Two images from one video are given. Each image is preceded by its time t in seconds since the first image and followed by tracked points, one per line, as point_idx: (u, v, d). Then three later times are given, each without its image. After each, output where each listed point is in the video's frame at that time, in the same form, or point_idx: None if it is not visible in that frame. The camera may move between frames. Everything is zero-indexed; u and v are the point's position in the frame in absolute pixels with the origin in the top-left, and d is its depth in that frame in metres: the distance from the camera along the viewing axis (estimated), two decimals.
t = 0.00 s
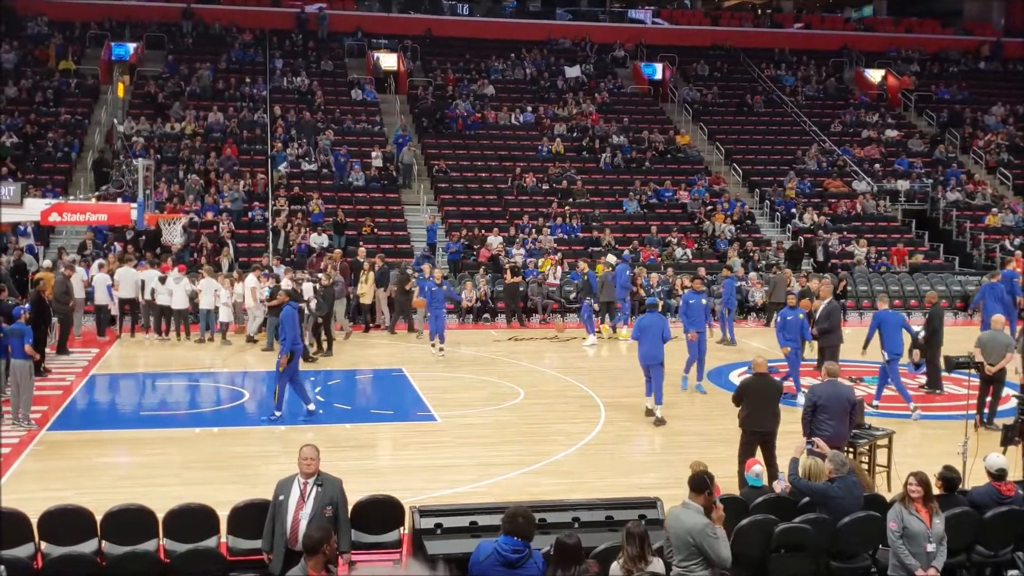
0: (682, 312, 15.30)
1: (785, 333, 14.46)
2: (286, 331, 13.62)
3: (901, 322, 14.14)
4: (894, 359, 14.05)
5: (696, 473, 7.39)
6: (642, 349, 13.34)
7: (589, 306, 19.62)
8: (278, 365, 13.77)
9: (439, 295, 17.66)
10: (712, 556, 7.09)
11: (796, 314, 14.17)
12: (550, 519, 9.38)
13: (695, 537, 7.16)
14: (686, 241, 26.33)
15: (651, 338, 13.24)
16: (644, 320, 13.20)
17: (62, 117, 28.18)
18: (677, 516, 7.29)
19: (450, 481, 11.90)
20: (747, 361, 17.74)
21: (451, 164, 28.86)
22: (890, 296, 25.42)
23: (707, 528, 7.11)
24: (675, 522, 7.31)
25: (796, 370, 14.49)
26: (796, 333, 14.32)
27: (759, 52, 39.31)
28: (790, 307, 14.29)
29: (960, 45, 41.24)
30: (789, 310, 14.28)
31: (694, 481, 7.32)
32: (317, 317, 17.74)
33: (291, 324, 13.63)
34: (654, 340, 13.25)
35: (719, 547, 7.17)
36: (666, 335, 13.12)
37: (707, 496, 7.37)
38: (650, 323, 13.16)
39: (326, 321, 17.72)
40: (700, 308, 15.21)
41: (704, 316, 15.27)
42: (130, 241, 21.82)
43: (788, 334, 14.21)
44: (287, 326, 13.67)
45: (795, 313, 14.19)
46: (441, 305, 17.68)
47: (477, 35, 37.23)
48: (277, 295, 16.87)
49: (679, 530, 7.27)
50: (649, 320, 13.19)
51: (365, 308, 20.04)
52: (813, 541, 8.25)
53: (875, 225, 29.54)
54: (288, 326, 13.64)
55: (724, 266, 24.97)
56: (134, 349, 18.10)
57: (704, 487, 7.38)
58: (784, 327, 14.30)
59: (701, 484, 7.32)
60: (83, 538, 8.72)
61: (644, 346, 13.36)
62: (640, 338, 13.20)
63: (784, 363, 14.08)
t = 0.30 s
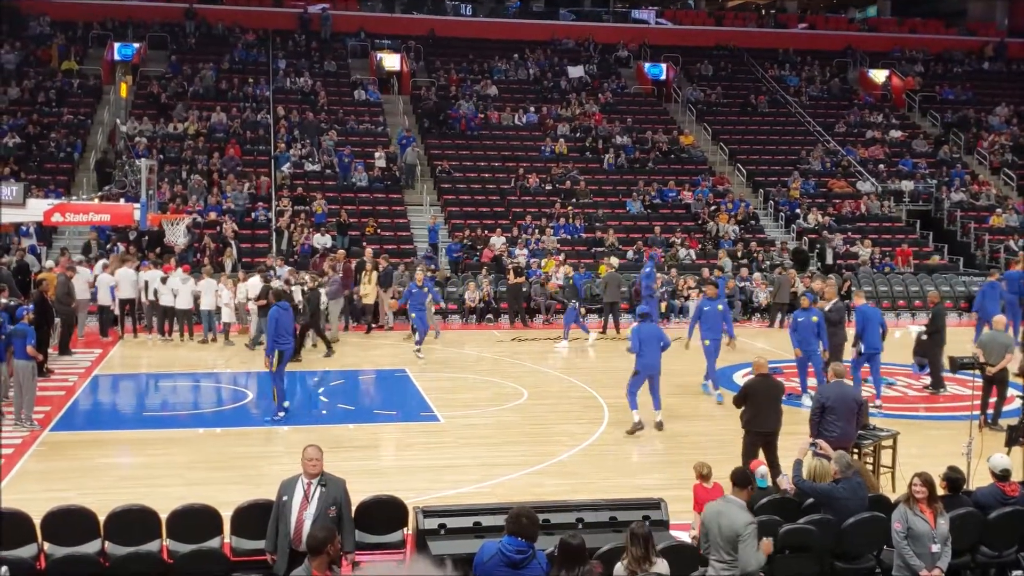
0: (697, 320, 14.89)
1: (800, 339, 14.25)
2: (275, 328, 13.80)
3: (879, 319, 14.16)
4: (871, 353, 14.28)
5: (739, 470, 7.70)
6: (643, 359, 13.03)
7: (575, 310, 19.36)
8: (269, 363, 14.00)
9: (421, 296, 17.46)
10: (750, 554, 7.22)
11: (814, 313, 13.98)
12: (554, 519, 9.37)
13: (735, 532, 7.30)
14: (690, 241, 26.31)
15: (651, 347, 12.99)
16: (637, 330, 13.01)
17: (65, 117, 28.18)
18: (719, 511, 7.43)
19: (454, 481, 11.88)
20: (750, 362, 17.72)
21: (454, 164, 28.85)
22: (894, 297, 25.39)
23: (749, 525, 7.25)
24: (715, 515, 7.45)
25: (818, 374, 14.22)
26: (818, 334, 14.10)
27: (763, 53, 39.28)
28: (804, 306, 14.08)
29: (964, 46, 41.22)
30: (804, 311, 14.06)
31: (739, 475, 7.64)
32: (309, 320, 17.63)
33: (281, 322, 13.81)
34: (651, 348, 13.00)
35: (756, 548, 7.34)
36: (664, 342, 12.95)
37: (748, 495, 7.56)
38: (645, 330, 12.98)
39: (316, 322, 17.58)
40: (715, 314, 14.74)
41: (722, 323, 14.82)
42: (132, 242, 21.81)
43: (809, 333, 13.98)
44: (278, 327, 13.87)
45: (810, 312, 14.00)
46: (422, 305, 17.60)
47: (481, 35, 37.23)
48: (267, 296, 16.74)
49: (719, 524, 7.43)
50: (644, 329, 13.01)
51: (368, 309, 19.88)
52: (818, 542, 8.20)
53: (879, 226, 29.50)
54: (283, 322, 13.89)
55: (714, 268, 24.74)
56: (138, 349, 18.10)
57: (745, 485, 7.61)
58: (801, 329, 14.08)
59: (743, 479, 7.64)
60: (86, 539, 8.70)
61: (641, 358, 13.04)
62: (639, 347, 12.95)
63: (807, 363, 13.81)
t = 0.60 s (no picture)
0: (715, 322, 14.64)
1: (819, 344, 14.15)
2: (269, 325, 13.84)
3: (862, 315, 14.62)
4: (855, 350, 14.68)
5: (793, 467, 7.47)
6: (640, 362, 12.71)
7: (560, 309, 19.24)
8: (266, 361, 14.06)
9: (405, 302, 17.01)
10: (803, 554, 7.04)
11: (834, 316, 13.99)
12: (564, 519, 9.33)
13: (788, 533, 7.12)
14: (699, 241, 26.28)
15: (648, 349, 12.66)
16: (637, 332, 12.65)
17: (72, 116, 28.19)
18: (773, 509, 7.22)
19: (463, 481, 11.84)
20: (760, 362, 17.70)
21: (462, 164, 28.82)
22: (904, 298, 25.38)
23: (804, 526, 7.06)
24: (767, 514, 7.27)
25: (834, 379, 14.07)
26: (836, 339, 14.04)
27: (773, 53, 39.23)
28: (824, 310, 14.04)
29: (973, 46, 41.20)
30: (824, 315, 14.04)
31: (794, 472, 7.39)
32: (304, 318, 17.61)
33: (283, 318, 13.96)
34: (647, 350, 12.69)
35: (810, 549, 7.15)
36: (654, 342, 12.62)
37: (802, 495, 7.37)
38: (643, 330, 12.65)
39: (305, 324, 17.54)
40: (734, 316, 14.45)
41: (740, 326, 14.51)
42: (141, 241, 21.78)
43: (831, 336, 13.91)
44: (274, 326, 13.93)
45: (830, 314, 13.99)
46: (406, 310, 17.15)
47: (489, 35, 37.23)
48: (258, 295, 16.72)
49: (771, 524, 7.25)
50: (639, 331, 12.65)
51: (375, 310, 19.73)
52: (829, 542, 8.16)
53: (889, 226, 29.45)
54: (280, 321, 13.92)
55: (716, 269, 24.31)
56: (145, 348, 18.07)
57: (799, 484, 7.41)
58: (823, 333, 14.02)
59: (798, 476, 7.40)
60: (94, 538, 8.67)
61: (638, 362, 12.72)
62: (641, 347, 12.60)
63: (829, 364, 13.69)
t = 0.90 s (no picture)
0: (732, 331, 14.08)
1: (827, 347, 14.21)
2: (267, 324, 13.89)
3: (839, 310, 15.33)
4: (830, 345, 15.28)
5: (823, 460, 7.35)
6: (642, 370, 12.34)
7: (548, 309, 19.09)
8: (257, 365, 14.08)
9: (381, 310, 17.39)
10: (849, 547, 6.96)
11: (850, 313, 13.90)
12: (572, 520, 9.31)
13: (834, 526, 6.99)
14: (706, 241, 26.31)
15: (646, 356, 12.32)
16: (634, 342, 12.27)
17: (78, 117, 28.20)
18: (815, 503, 7.10)
19: (470, 482, 11.83)
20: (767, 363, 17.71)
21: (468, 165, 28.80)
22: (911, 298, 25.43)
23: (850, 520, 6.99)
24: (807, 508, 7.10)
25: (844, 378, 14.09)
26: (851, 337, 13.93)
27: (779, 53, 39.23)
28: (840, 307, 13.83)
29: (980, 48, 41.23)
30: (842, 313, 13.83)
31: (827, 465, 7.27)
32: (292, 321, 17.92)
33: (278, 318, 13.98)
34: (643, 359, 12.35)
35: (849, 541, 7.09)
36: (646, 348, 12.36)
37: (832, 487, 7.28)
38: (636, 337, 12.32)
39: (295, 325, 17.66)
40: (752, 324, 14.00)
41: (755, 333, 14.14)
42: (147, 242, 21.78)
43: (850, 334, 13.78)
44: (270, 324, 13.96)
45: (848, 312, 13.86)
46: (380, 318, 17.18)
47: (496, 35, 37.26)
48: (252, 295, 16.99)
49: (810, 516, 7.08)
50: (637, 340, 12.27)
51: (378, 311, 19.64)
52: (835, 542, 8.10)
53: (896, 227, 29.46)
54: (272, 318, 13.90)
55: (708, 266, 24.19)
56: (152, 349, 18.03)
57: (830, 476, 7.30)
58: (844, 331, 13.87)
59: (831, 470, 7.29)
60: (100, 538, 8.65)
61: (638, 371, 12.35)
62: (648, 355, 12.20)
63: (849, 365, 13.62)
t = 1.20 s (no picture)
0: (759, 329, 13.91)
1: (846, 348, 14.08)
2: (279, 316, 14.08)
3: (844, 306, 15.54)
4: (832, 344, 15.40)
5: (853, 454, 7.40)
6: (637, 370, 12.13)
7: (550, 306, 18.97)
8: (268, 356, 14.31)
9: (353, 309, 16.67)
10: (889, 536, 7.02)
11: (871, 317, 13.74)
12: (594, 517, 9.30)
13: (872, 515, 7.05)
14: (728, 239, 26.26)
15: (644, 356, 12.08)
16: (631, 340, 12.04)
17: (101, 112, 28.34)
18: (851, 494, 7.14)
19: (491, 479, 11.84)
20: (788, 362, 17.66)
21: (488, 161, 28.76)
22: (935, 297, 25.32)
23: (888, 508, 7.07)
24: (844, 499, 7.16)
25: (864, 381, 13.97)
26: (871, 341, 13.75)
27: (802, 49, 38.97)
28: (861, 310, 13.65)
29: (1006, 45, 40.87)
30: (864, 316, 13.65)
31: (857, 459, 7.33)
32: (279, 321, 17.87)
33: (289, 315, 14.10)
34: (640, 359, 12.13)
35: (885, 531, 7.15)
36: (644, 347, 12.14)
37: (864, 481, 7.37)
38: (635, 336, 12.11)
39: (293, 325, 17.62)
40: (780, 322, 13.87)
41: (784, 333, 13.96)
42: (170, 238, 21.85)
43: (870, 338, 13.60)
44: (282, 319, 14.09)
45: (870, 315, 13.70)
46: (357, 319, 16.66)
47: (517, 31, 37.23)
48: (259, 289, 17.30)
49: (847, 507, 7.13)
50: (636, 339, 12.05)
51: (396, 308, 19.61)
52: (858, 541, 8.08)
53: (920, 224, 29.29)
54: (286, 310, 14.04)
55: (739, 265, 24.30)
56: (174, 343, 18.12)
57: (861, 471, 7.39)
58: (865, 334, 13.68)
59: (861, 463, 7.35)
60: (125, 531, 8.71)
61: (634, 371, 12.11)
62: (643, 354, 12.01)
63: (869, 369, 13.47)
